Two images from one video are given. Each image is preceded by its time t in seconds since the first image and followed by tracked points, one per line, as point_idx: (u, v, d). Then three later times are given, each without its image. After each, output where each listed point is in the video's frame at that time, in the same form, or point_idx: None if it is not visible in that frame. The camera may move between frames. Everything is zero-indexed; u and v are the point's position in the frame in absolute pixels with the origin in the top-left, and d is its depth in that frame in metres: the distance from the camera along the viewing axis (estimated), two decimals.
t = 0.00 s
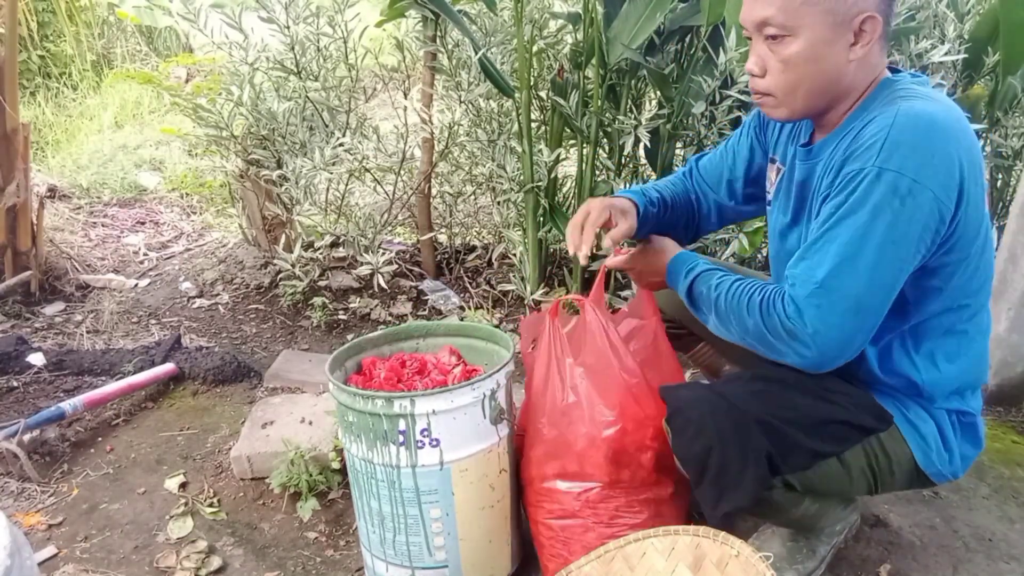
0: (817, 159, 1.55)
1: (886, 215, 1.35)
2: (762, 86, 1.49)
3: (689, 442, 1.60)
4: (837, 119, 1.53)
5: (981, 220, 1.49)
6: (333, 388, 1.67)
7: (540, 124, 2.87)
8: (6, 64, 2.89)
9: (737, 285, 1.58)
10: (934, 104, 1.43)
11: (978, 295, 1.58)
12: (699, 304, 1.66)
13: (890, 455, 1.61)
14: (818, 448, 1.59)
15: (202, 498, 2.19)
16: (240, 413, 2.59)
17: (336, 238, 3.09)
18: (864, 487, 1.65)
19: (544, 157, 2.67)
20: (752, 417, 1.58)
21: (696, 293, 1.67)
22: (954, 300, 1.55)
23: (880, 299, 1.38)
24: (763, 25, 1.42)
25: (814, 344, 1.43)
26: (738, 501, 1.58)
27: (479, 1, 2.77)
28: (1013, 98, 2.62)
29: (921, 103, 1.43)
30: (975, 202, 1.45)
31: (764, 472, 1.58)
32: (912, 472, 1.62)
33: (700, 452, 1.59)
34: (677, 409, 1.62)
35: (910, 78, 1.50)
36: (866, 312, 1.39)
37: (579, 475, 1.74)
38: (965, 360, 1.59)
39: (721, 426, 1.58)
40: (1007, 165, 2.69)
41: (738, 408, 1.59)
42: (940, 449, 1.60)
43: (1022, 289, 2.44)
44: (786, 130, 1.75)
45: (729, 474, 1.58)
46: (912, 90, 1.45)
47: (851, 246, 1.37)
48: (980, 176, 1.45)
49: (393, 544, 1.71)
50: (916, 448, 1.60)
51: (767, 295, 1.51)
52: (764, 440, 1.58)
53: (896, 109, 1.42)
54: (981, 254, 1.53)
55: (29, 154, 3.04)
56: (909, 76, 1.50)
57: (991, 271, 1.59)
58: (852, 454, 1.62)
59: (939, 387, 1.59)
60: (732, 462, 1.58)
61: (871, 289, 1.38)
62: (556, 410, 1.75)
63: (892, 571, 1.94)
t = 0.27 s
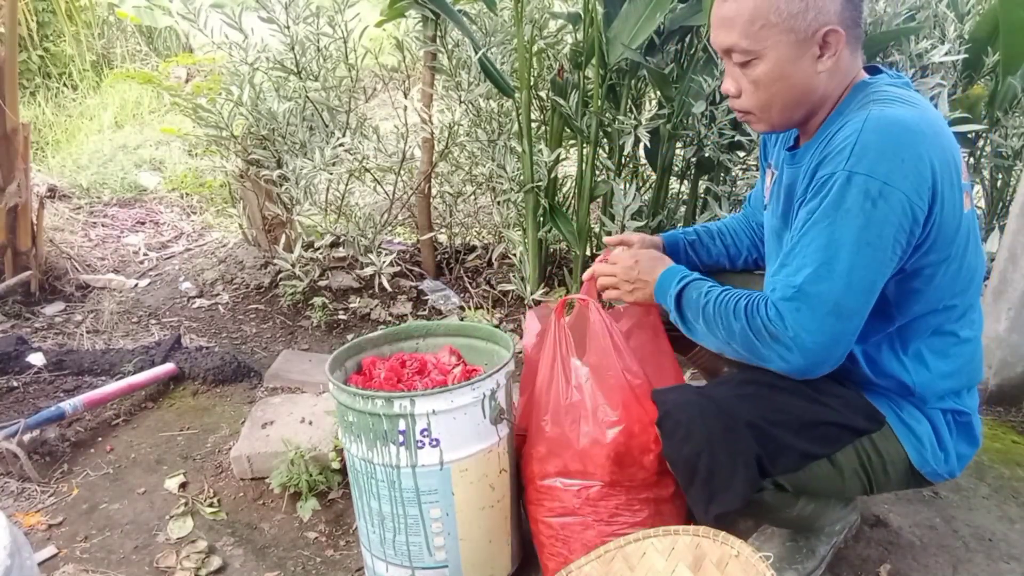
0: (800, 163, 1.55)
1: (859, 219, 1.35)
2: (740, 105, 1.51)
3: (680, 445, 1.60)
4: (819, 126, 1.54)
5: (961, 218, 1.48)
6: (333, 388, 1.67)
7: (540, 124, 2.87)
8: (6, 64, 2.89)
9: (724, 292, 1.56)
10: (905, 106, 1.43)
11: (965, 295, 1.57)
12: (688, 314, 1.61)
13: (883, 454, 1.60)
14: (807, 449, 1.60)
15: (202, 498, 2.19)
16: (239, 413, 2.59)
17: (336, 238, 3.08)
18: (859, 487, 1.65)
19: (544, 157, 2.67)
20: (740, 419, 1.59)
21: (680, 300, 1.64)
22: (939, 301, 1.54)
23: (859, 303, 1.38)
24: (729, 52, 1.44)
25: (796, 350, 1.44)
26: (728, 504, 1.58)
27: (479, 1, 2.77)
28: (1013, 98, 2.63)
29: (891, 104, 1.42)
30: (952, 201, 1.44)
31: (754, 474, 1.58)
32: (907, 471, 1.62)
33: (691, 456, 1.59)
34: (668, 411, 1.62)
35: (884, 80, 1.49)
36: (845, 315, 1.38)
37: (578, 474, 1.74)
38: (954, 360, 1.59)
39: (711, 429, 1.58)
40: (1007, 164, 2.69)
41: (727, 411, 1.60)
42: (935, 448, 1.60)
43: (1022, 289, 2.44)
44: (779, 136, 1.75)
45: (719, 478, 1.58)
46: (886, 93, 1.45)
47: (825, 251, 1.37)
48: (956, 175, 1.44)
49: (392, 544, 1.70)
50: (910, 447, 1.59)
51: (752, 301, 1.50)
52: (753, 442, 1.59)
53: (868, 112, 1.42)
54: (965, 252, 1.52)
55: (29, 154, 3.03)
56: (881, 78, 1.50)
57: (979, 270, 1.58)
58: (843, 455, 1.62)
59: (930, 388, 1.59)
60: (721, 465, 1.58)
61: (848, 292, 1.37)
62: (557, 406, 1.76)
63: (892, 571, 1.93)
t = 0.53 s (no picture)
0: (793, 163, 1.56)
1: (875, 179, 1.31)
2: (719, 109, 1.54)
3: (679, 445, 1.61)
4: (801, 124, 1.55)
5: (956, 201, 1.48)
6: (333, 388, 1.67)
7: (540, 124, 2.87)
8: (6, 64, 2.89)
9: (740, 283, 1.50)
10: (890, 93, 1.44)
11: (965, 285, 1.56)
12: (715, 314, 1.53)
13: (884, 453, 1.61)
14: (808, 448, 1.61)
15: (202, 498, 2.19)
16: (239, 413, 2.59)
17: (336, 238, 3.08)
18: (860, 485, 1.66)
19: (544, 157, 2.67)
20: (741, 420, 1.61)
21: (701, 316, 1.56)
22: (942, 289, 1.53)
23: (892, 265, 1.30)
24: (705, 57, 1.47)
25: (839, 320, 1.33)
26: (728, 502, 1.63)
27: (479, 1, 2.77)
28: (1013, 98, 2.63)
29: (877, 92, 1.44)
30: (947, 181, 1.44)
31: (754, 473, 1.62)
32: (909, 470, 1.62)
33: (691, 456, 1.61)
34: (668, 409, 1.63)
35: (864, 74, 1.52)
36: (881, 278, 1.30)
37: (578, 473, 1.74)
38: (955, 353, 1.59)
39: (711, 430, 1.60)
40: (1007, 164, 2.69)
41: (728, 413, 1.61)
42: (937, 446, 1.60)
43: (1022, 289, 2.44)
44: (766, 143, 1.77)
45: (719, 477, 1.62)
46: (868, 84, 1.46)
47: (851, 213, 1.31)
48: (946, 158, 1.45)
49: (393, 544, 1.71)
50: (913, 446, 1.59)
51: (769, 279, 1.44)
52: (754, 443, 1.61)
53: (854, 101, 1.43)
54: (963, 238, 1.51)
55: (29, 154, 3.03)
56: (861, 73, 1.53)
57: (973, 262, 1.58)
58: (844, 454, 1.63)
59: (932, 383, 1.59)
60: (722, 465, 1.61)
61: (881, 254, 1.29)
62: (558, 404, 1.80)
63: (892, 571, 1.94)
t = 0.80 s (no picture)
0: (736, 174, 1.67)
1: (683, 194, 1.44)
2: (680, 106, 1.67)
3: (660, 444, 1.62)
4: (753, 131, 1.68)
5: (851, 220, 1.48)
6: (333, 388, 1.67)
7: (540, 124, 2.87)
8: (6, 64, 2.89)
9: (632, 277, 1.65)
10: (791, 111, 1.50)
11: (909, 296, 1.55)
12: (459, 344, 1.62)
13: (872, 453, 1.61)
14: (790, 448, 1.63)
15: (202, 497, 2.19)
16: (239, 413, 2.59)
17: (336, 238, 3.08)
18: (849, 485, 1.67)
19: (544, 157, 2.67)
20: (723, 419, 1.62)
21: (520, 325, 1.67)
22: (871, 301, 1.54)
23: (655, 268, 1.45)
24: (674, 53, 1.60)
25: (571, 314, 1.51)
26: (706, 501, 1.62)
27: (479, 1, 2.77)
28: (1013, 98, 2.63)
29: (781, 111, 1.51)
30: (830, 201, 1.45)
31: (731, 473, 1.63)
32: (900, 470, 1.62)
33: (670, 454, 1.62)
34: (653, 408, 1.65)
35: (798, 89, 1.57)
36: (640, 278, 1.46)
37: (580, 474, 1.75)
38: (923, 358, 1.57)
39: (690, 427, 1.61)
40: (1007, 164, 2.69)
41: (710, 412, 1.62)
42: (927, 447, 1.59)
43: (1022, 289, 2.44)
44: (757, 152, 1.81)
45: (698, 476, 1.62)
46: (785, 99, 1.54)
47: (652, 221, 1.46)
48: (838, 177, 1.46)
49: (393, 544, 1.70)
50: (901, 445, 1.59)
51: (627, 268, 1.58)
52: (733, 441, 1.62)
53: (752, 119, 1.52)
54: (876, 257, 1.51)
55: (29, 154, 3.03)
56: (800, 86, 1.57)
57: (925, 265, 1.56)
58: (828, 454, 1.65)
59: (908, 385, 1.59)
60: (701, 463, 1.61)
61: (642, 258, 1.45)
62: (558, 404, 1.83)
63: (892, 571, 1.94)
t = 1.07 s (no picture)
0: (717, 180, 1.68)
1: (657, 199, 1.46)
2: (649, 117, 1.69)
3: (644, 448, 1.65)
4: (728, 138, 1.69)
5: (823, 220, 1.48)
6: (342, 384, 1.66)
7: (540, 124, 2.87)
8: (6, 64, 2.89)
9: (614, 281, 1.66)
10: (758, 112, 1.51)
11: (886, 291, 1.54)
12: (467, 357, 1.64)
13: (860, 452, 1.60)
14: (769, 451, 1.62)
15: (202, 498, 2.19)
16: (239, 413, 2.59)
17: (336, 238, 3.08)
18: (839, 484, 1.66)
19: (544, 157, 2.67)
20: (700, 422, 1.63)
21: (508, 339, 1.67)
22: (848, 300, 1.54)
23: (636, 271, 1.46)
24: (639, 66, 1.62)
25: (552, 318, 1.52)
26: (688, 504, 1.62)
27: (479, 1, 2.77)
28: (1013, 98, 2.63)
29: (751, 112, 1.52)
30: (802, 198, 1.46)
31: (713, 478, 1.62)
32: (891, 467, 1.62)
33: (653, 457, 1.64)
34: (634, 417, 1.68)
35: (767, 90, 1.57)
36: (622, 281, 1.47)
37: (580, 476, 1.75)
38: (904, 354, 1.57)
39: (670, 432, 1.63)
40: (1007, 164, 2.69)
41: (688, 415, 1.64)
42: (917, 444, 1.59)
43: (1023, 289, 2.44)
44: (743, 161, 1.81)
45: (679, 479, 1.63)
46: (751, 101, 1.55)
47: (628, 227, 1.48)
48: (807, 175, 1.47)
49: (395, 543, 1.71)
50: (890, 444, 1.59)
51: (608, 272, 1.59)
52: (711, 445, 1.62)
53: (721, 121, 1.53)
54: (850, 254, 1.51)
55: (29, 154, 3.03)
56: (767, 87, 1.58)
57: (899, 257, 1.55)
58: (813, 456, 1.64)
59: (892, 381, 1.59)
60: (681, 468, 1.63)
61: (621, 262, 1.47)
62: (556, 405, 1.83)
63: (892, 571, 1.94)
